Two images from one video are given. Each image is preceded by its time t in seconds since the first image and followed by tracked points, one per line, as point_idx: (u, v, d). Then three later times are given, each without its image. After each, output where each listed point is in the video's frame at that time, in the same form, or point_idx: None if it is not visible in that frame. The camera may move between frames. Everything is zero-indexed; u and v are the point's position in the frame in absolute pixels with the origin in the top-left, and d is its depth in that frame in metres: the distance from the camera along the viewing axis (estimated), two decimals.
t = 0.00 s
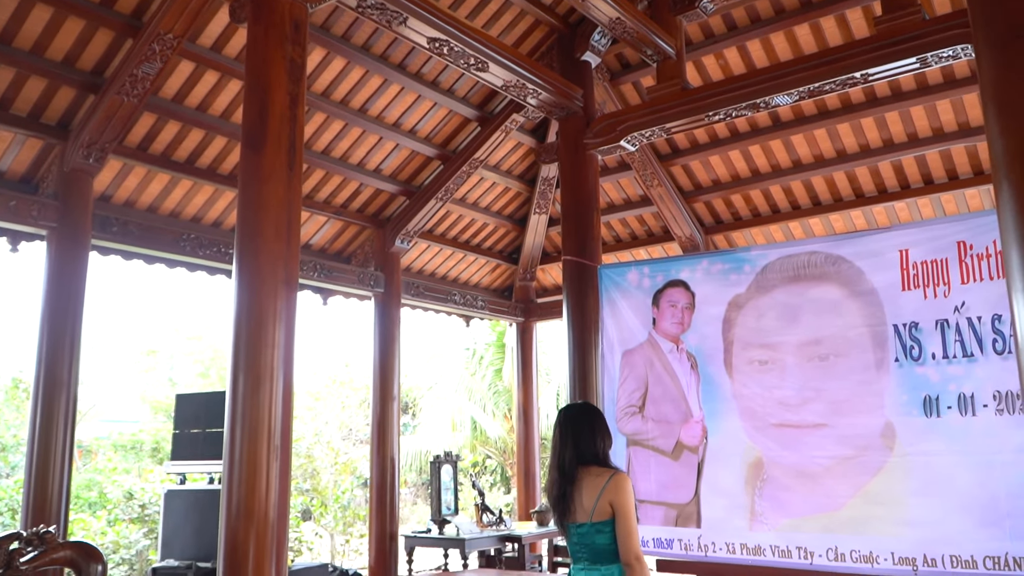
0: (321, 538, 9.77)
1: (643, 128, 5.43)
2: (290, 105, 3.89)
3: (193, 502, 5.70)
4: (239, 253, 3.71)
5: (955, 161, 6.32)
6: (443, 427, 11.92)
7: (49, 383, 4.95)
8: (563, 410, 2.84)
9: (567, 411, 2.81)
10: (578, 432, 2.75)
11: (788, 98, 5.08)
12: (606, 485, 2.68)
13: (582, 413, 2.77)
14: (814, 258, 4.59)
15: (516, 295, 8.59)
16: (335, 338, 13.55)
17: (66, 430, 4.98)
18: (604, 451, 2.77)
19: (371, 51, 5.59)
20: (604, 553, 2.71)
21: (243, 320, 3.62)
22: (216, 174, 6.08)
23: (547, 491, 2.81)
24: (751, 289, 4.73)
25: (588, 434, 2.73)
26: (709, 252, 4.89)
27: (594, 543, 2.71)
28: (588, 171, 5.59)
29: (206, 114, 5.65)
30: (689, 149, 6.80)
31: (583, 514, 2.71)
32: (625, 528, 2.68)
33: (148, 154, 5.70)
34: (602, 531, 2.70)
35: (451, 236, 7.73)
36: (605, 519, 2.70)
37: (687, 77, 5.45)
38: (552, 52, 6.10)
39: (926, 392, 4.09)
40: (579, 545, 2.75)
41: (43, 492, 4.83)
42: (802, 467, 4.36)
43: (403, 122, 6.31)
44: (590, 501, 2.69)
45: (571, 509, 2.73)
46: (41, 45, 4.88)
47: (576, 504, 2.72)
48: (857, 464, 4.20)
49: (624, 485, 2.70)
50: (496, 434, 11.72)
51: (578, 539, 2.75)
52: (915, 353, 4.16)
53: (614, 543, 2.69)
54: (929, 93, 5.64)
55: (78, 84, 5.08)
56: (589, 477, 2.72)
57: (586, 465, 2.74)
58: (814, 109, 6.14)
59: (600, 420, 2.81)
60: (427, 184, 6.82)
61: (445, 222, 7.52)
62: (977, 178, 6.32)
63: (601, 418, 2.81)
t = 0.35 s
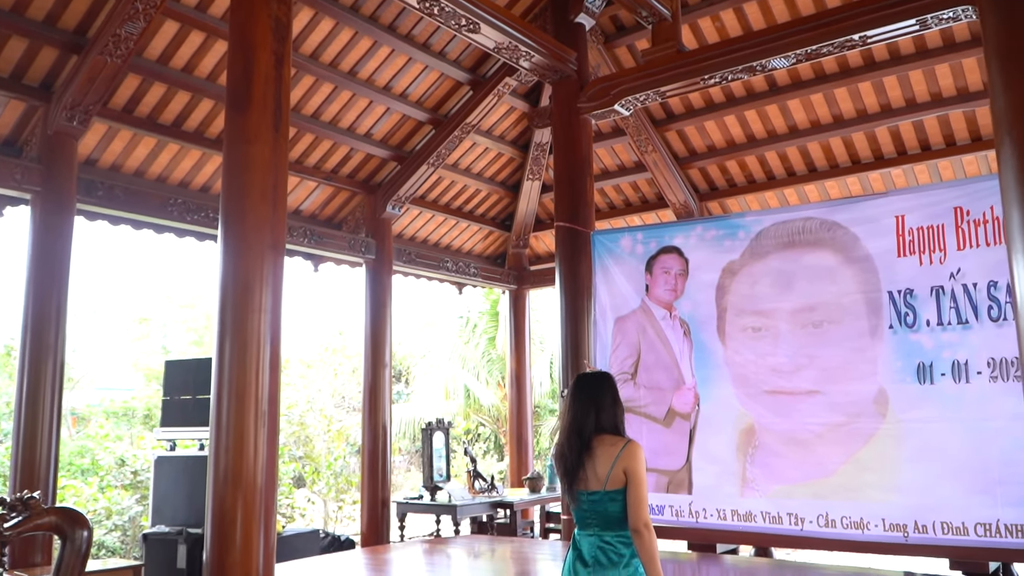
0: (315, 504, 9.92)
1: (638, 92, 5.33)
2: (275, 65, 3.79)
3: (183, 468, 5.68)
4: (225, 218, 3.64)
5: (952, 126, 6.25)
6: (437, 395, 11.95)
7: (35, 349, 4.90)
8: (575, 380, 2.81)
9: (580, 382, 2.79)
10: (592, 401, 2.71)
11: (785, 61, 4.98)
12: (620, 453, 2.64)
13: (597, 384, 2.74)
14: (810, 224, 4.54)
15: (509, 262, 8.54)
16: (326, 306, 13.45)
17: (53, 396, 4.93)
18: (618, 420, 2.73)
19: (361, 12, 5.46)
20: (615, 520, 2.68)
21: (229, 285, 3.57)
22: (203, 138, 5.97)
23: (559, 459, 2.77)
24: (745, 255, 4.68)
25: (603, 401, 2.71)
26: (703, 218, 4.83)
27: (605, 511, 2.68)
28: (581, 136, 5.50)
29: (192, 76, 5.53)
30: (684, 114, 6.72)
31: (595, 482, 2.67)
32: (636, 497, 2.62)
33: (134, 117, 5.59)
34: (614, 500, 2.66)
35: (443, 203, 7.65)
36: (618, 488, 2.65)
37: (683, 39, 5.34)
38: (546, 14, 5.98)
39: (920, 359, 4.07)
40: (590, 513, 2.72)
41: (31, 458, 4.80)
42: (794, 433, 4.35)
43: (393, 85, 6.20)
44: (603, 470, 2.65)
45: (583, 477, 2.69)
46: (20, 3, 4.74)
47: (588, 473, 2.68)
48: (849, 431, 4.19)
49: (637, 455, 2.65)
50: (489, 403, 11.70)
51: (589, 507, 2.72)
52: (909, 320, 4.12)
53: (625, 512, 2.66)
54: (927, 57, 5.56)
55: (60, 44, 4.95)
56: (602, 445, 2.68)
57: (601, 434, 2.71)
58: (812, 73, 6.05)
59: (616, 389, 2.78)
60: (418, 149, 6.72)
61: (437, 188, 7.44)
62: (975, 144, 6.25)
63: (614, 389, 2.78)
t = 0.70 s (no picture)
0: (308, 471, 9.96)
1: (633, 54, 5.22)
2: (261, 24, 3.69)
3: (174, 434, 5.67)
4: (211, 181, 3.57)
5: (951, 91, 6.17)
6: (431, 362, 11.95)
7: (22, 315, 4.84)
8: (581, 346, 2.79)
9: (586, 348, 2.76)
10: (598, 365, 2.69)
11: (783, 23, 4.87)
12: (627, 418, 2.61)
13: (603, 349, 2.72)
14: (806, 189, 4.47)
15: (503, 229, 8.47)
16: (318, 273, 13.44)
17: (42, 362, 4.90)
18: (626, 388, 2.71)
19: None
20: (623, 484, 2.63)
21: (215, 249, 3.51)
22: (191, 101, 5.86)
23: (566, 424, 2.73)
24: (740, 221, 4.62)
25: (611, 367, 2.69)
26: (698, 184, 4.76)
27: (613, 475, 2.63)
28: (575, 100, 5.41)
29: (178, 37, 5.40)
30: (680, 77, 6.63)
31: (603, 446, 2.63)
32: (642, 462, 2.58)
33: (120, 79, 5.48)
34: (622, 464, 2.62)
35: (436, 168, 7.56)
36: (625, 452, 2.62)
37: None
38: None
39: (916, 325, 4.04)
40: (597, 476, 2.66)
41: (20, 423, 4.76)
42: (787, 399, 4.34)
43: (385, 48, 6.08)
44: (611, 434, 2.62)
45: (591, 440, 2.65)
46: None
47: (596, 437, 2.65)
48: (842, 397, 4.17)
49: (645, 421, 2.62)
50: (484, 369, 11.79)
51: (597, 470, 2.67)
52: (905, 286, 4.09)
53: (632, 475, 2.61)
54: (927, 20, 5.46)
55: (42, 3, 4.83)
56: (610, 410, 2.65)
57: (609, 399, 2.67)
58: (810, 36, 5.94)
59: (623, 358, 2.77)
60: (410, 113, 6.62)
61: (430, 153, 7.36)
62: (974, 109, 6.18)
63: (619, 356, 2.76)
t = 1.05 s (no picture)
0: (304, 436, 10.00)
1: (631, 14, 5.11)
2: None
3: (169, 398, 5.67)
4: (200, 143, 3.50)
5: (954, 54, 6.07)
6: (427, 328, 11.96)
7: (13, 279, 4.79)
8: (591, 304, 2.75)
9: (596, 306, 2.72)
10: (610, 324, 2.67)
11: None
12: (644, 376, 2.60)
13: (613, 308, 2.69)
14: (805, 153, 4.41)
15: (499, 194, 8.41)
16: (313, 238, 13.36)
17: (34, 327, 4.87)
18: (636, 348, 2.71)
19: None
20: (632, 442, 2.62)
21: (205, 212, 3.46)
22: (181, 62, 5.74)
23: (574, 381, 2.70)
24: (738, 185, 4.56)
25: (622, 327, 2.69)
26: (697, 147, 4.70)
27: (623, 433, 2.62)
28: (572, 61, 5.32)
29: None
30: (679, 39, 6.53)
31: (617, 404, 2.61)
32: (658, 420, 2.58)
33: (109, 39, 5.36)
34: (635, 422, 2.61)
35: (432, 132, 7.47)
36: (638, 410, 2.61)
37: None
38: None
39: (913, 291, 4.01)
40: (605, 434, 2.64)
41: (13, 388, 4.74)
42: (783, 365, 4.32)
43: (378, 7, 5.95)
44: (626, 392, 2.60)
45: (603, 398, 2.62)
46: None
47: (608, 394, 2.62)
48: (838, 362, 4.16)
49: (659, 379, 2.63)
50: (480, 335, 11.82)
51: (605, 427, 2.64)
52: (904, 251, 4.05)
53: (644, 433, 2.62)
54: None
55: None
56: (625, 368, 2.64)
57: (623, 358, 2.66)
58: None
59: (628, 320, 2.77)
60: (405, 75, 6.52)
61: (425, 116, 7.26)
62: (977, 72, 6.08)
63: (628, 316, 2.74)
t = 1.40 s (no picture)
0: (303, 397, 9.89)
1: None
2: None
3: (165, 360, 5.68)
4: (191, 102, 3.44)
5: (959, 13, 5.96)
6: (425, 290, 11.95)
7: (6, 241, 4.76)
8: (590, 264, 2.70)
9: (596, 266, 2.68)
10: (612, 286, 2.64)
11: None
12: (648, 337, 2.60)
13: (612, 270, 2.65)
14: (806, 113, 4.34)
15: (496, 155, 8.33)
16: (308, 200, 13.25)
17: (27, 288, 4.84)
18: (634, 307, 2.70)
19: None
20: (630, 401, 2.63)
21: (196, 173, 3.41)
22: (172, 19, 5.62)
23: (574, 341, 2.66)
24: (737, 146, 4.51)
25: (622, 288, 2.66)
26: (696, 108, 4.64)
27: (623, 392, 2.62)
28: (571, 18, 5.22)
29: None
30: None
31: (620, 364, 2.60)
32: (662, 380, 2.61)
33: None
34: (636, 381, 2.62)
35: (428, 92, 7.37)
36: (640, 370, 2.62)
37: None
38: None
39: (912, 253, 3.99)
40: (604, 393, 2.63)
41: (9, 350, 4.73)
42: (780, 327, 4.32)
43: None
44: (630, 352, 2.60)
45: (605, 358, 2.61)
46: None
47: (610, 354, 2.61)
48: (836, 325, 4.15)
49: (661, 339, 2.64)
50: (478, 298, 11.83)
51: (606, 387, 2.64)
52: (904, 213, 4.01)
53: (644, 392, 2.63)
54: None
55: None
56: (628, 329, 2.62)
57: (624, 318, 2.63)
58: None
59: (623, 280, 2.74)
60: (401, 34, 6.41)
61: (421, 76, 7.16)
62: (981, 32, 5.98)
63: (625, 278, 2.71)
